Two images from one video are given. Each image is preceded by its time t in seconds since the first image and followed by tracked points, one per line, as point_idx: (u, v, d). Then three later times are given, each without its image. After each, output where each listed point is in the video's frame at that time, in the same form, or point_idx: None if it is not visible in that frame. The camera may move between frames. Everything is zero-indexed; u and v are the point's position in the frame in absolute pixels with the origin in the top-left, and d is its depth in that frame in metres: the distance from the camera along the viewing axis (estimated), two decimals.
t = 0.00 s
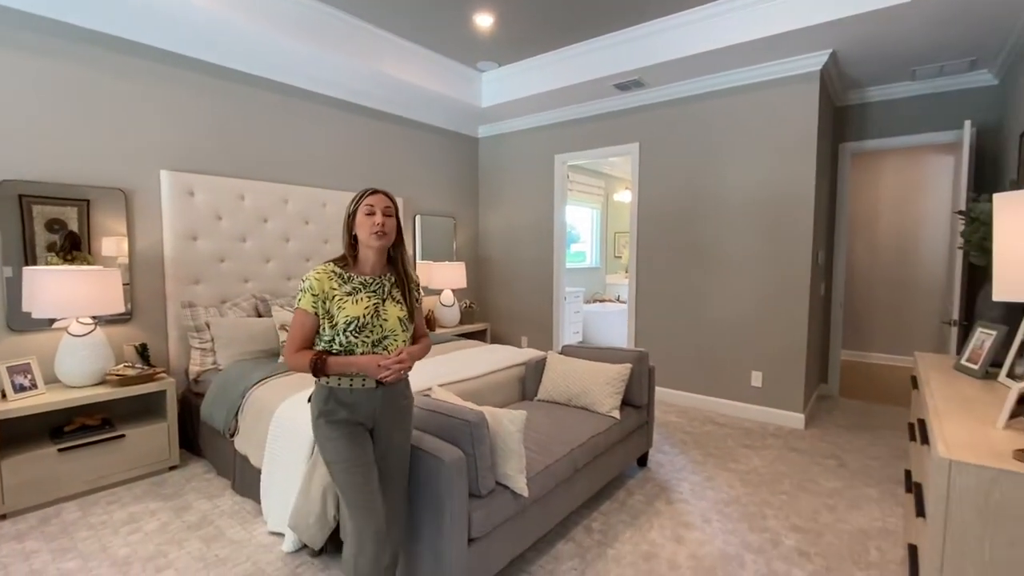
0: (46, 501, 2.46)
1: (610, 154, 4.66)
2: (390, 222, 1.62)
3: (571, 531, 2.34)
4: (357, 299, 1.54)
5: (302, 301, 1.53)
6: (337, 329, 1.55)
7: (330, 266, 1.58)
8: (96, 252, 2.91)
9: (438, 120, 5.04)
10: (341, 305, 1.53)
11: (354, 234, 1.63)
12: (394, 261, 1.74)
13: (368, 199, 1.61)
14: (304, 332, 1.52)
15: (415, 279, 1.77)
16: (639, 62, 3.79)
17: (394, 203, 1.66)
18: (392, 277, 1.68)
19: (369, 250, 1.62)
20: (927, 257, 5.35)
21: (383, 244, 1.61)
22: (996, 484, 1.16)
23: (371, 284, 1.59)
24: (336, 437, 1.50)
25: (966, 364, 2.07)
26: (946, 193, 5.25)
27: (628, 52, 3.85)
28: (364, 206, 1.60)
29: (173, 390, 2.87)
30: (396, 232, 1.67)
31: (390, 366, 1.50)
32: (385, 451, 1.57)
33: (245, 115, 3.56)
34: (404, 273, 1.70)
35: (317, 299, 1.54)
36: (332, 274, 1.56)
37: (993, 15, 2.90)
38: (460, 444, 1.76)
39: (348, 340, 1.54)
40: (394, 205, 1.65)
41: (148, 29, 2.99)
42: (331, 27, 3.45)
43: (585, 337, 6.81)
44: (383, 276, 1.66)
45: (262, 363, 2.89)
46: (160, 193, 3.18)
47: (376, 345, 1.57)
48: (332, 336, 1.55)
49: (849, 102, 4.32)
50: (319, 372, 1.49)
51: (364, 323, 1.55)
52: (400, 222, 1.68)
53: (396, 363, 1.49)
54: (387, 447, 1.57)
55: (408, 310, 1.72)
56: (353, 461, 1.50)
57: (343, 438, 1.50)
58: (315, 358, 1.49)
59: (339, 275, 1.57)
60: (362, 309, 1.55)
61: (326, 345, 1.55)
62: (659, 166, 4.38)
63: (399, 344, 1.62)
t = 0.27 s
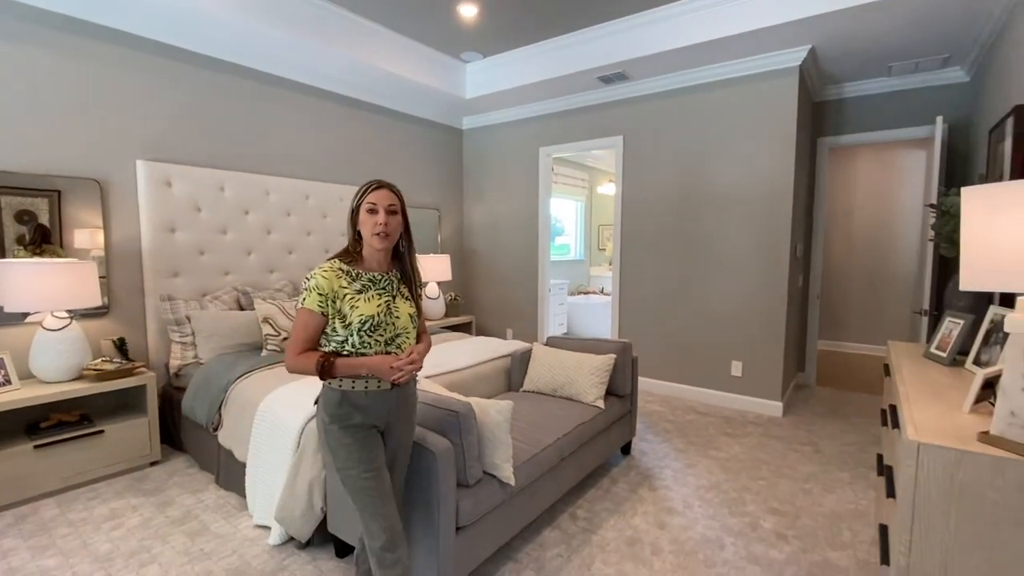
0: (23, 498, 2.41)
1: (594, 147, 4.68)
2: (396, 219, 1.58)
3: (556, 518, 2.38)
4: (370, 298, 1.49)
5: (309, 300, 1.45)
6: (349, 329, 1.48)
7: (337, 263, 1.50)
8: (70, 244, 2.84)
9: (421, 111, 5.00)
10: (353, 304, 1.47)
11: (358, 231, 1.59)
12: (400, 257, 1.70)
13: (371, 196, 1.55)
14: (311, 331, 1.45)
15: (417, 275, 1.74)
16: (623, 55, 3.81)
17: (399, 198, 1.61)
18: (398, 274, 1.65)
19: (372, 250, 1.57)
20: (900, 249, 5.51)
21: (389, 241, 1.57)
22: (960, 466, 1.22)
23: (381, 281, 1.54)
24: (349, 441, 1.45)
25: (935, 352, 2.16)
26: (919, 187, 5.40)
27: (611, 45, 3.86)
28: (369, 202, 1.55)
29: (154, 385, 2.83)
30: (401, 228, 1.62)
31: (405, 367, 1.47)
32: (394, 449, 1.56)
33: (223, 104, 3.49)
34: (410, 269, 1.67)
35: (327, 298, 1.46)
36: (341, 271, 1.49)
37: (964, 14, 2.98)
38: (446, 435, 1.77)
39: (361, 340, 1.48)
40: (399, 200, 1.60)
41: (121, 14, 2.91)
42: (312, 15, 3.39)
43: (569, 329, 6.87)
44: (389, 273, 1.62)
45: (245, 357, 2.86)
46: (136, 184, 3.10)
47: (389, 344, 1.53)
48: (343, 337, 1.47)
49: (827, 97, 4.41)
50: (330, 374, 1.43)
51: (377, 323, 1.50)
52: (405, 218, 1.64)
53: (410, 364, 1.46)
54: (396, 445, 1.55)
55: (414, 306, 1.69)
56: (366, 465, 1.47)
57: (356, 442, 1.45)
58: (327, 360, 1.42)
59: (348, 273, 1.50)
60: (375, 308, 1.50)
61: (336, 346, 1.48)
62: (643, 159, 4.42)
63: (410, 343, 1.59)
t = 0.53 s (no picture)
0: None
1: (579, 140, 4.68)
2: (405, 204, 1.41)
3: (545, 510, 2.38)
4: (389, 295, 1.32)
5: (323, 305, 1.24)
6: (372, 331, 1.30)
7: (346, 261, 1.32)
8: (38, 237, 2.72)
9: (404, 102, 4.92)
10: (374, 303, 1.29)
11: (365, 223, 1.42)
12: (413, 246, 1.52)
13: (375, 182, 1.37)
14: (330, 339, 1.26)
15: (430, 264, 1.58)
16: (609, 47, 3.80)
17: (405, 181, 1.43)
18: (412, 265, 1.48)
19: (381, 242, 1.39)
20: (876, 242, 5.65)
21: (400, 230, 1.40)
22: (943, 451, 1.25)
23: (397, 275, 1.37)
24: (376, 457, 1.31)
25: (913, 342, 2.21)
26: (894, 181, 5.52)
27: (596, 37, 3.86)
28: (373, 189, 1.36)
29: (130, 382, 2.74)
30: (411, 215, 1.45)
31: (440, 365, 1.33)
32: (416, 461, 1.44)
33: (200, 92, 3.38)
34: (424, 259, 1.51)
35: (342, 300, 1.27)
36: (354, 268, 1.30)
37: (940, 11, 3.05)
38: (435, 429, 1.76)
39: (388, 342, 1.30)
40: (406, 182, 1.43)
41: None
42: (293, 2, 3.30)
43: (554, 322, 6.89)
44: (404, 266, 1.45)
45: (226, 352, 2.80)
46: (110, 174, 2.99)
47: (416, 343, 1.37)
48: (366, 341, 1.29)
49: (808, 92, 4.47)
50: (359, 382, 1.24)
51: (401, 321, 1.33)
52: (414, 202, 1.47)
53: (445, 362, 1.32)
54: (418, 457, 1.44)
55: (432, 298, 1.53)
56: (390, 482, 1.34)
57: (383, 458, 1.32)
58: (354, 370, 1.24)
59: (360, 270, 1.31)
60: (396, 305, 1.33)
61: (358, 352, 1.29)
62: (627, 152, 4.43)
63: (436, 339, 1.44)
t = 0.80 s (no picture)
0: None
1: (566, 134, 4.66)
2: (422, 193, 1.33)
3: (538, 506, 2.38)
4: (406, 294, 1.24)
5: (336, 307, 1.18)
6: (387, 335, 1.23)
7: (360, 257, 1.24)
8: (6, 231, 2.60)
9: (388, 94, 4.83)
10: (389, 305, 1.21)
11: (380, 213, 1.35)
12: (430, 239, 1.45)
13: (390, 169, 1.30)
14: (344, 342, 1.19)
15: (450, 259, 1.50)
16: (596, 41, 3.79)
17: (422, 168, 1.36)
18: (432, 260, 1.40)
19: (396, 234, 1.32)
20: (854, 237, 5.77)
21: (417, 221, 1.32)
22: (937, 442, 1.28)
23: (416, 271, 1.30)
24: (393, 464, 1.24)
25: (897, 334, 2.26)
26: (872, 177, 5.64)
27: (584, 30, 3.83)
28: (386, 176, 1.29)
29: (107, 382, 2.64)
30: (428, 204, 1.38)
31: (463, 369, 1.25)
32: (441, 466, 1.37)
33: (177, 81, 3.26)
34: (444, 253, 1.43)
35: (357, 301, 1.19)
36: (368, 265, 1.23)
37: (920, 10, 3.11)
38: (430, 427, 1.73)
39: (405, 345, 1.24)
40: (423, 169, 1.35)
41: None
42: None
43: (539, 316, 6.89)
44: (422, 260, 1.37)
45: (208, 350, 2.71)
46: (81, 165, 2.87)
47: (437, 346, 1.30)
48: (382, 345, 1.22)
49: (790, 88, 4.53)
50: (376, 390, 1.18)
51: (420, 322, 1.26)
52: (432, 191, 1.39)
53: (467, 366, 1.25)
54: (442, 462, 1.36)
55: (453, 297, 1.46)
56: (408, 490, 1.28)
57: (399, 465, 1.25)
58: (370, 375, 1.17)
59: (375, 267, 1.24)
60: (414, 305, 1.25)
61: (374, 356, 1.23)
62: (614, 147, 4.43)
63: (458, 340, 1.37)
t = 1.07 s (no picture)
0: None
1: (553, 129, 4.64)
2: (439, 183, 1.24)
3: (533, 503, 2.37)
4: (415, 292, 1.18)
5: (343, 297, 1.18)
6: (391, 333, 1.19)
7: (374, 249, 1.21)
8: None
9: (372, 86, 4.73)
10: (394, 302, 1.17)
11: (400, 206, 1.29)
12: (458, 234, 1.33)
13: (403, 158, 1.23)
14: (349, 335, 1.19)
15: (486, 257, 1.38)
16: (584, 35, 3.77)
17: (445, 156, 1.26)
18: (458, 257, 1.30)
19: (412, 228, 1.24)
20: (832, 233, 5.90)
21: (431, 214, 1.23)
22: (935, 434, 1.30)
23: (431, 268, 1.21)
24: (400, 468, 1.19)
25: (884, 328, 2.31)
26: (850, 174, 5.77)
27: (572, 24, 3.81)
28: (401, 165, 1.22)
29: (83, 384, 2.53)
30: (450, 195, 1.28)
31: (462, 379, 1.15)
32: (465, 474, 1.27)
33: (152, 69, 3.13)
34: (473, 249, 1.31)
35: (363, 294, 1.18)
36: (380, 259, 1.19)
37: (901, 10, 3.17)
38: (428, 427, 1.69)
39: (406, 346, 1.18)
40: (445, 157, 1.25)
41: None
42: None
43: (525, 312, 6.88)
44: (443, 257, 1.28)
45: (190, 350, 2.62)
46: (52, 157, 2.73)
47: (444, 351, 1.21)
48: (384, 342, 1.19)
49: (773, 85, 4.59)
50: (368, 388, 1.15)
51: (425, 323, 1.18)
52: (457, 182, 1.29)
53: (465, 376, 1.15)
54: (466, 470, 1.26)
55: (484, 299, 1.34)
56: (418, 494, 1.21)
57: (408, 467, 1.20)
58: (366, 372, 1.15)
59: (388, 261, 1.19)
60: (421, 304, 1.18)
61: (376, 353, 1.20)
62: (602, 142, 4.43)
63: (474, 348, 1.25)
